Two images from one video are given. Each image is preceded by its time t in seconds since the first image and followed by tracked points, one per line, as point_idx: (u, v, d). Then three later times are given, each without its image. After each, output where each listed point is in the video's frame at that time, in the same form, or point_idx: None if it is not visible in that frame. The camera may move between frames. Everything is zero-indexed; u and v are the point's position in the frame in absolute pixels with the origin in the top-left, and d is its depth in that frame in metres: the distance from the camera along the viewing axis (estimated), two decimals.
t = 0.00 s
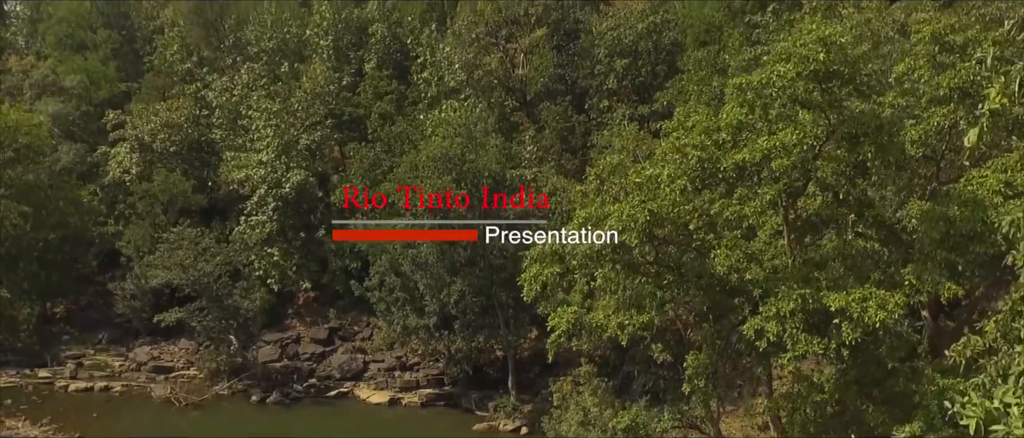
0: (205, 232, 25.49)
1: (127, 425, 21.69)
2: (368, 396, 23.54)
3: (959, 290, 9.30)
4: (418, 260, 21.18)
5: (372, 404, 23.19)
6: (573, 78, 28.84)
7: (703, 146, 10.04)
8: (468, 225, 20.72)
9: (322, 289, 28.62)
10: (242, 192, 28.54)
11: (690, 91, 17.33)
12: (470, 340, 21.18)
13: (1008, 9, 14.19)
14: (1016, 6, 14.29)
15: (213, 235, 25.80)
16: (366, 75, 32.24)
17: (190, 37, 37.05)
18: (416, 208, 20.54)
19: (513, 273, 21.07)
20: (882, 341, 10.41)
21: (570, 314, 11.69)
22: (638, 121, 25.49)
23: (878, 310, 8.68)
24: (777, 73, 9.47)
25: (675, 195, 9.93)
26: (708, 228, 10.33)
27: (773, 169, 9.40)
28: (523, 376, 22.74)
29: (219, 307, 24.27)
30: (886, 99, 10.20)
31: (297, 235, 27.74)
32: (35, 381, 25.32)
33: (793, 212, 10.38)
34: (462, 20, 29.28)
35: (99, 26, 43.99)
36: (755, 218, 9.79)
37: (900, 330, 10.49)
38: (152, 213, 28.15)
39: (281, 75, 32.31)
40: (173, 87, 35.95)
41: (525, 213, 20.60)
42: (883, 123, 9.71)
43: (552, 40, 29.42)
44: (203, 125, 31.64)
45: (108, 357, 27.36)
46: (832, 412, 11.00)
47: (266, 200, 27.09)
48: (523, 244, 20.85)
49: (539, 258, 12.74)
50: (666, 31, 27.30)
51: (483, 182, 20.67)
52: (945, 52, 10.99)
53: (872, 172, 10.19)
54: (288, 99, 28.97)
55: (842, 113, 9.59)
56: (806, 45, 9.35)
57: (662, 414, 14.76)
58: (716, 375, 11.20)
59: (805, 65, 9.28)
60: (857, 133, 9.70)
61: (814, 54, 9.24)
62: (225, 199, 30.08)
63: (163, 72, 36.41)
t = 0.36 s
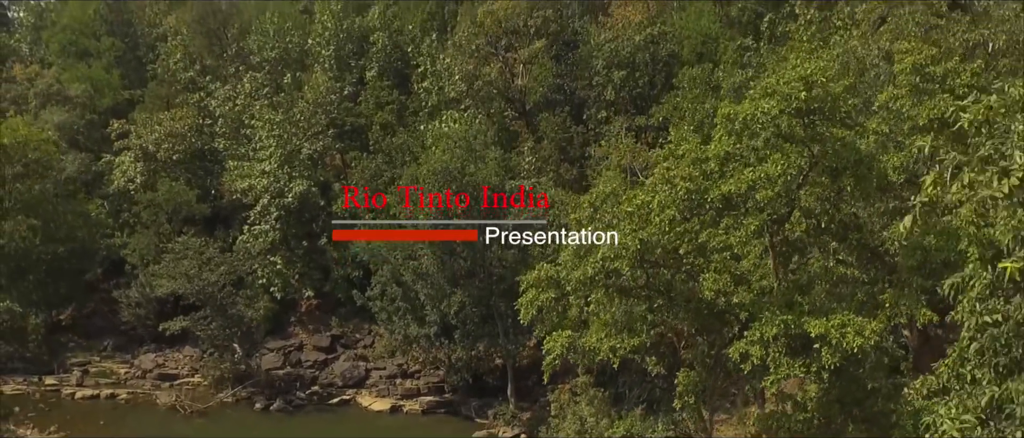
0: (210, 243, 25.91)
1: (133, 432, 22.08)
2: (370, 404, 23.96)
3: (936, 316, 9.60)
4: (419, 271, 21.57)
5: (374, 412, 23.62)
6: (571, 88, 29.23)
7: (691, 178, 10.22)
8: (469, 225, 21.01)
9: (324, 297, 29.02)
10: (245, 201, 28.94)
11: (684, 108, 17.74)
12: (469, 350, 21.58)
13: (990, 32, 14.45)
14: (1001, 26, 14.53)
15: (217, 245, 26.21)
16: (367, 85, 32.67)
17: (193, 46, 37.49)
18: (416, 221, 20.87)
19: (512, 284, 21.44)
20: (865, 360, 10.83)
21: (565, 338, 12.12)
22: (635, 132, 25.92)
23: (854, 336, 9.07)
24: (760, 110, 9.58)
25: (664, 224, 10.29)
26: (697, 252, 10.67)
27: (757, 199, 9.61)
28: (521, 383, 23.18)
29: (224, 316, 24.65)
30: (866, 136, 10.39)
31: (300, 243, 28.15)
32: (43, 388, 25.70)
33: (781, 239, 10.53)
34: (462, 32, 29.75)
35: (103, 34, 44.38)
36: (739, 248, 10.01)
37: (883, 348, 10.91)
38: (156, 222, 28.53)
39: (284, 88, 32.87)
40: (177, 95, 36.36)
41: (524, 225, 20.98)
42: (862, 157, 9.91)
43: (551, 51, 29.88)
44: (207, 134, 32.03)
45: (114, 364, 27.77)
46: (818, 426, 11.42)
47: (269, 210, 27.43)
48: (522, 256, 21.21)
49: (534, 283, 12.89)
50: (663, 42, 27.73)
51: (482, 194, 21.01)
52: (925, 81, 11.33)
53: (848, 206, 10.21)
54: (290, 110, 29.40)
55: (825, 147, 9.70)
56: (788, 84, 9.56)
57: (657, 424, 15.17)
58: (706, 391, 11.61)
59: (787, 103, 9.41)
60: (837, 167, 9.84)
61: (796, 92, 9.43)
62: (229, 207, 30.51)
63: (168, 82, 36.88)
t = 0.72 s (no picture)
0: (216, 255, 26.47)
1: None
2: (372, 413, 24.49)
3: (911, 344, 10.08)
4: (421, 284, 22.05)
5: (376, 421, 24.12)
6: (570, 101, 29.75)
7: (678, 212, 10.64)
8: (469, 226, 21.30)
9: (327, 307, 29.57)
10: (249, 212, 29.47)
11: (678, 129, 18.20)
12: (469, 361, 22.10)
13: (971, 61, 14.70)
14: (983, 54, 14.78)
15: (223, 257, 26.77)
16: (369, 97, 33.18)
17: (196, 57, 37.94)
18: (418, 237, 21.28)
19: (512, 298, 21.88)
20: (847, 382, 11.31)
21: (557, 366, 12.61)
22: (632, 145, 26.46)
23: (831, 365, 9.54)
24: (743, 152, 9.95)
25: (652, 256, 10.69)
26: (685, 283, 11.03)
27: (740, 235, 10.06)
28: (520, 393, 23.69)
29: (229, 327, 25.12)
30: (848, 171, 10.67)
31: (303, 254, 28.66)
32: (52, 396, 26.16)
33: (765, 268, 10.95)
34: (462, 46, 30.06)
35: (108, 43, 44.86)
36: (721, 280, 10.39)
37: (863, 370, 11.41)
38: (163, 233, 28.93)
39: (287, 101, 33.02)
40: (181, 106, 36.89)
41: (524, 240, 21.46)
42: (842, 193, 10.21)
43: (551, 63, 30.40)
44: (211, 146, 32.55)
45: (121, 372, 28.29)
46: None
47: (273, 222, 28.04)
48: (521, 270, 21.65)
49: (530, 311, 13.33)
50: (660, 56, 28.23)
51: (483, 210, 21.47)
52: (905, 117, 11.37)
53: (828, 238, 10.43)
54: (293, 122, 29.88)
55: (804, 185, 10.08)
56: (769, 128, 9.85)
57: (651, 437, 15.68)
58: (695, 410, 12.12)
59: (766, 147, 9.76)
60: (816, 205, 10.17)
61: (776, 136, 9.74)
62: (234, 218, 31.05)
63: (172, 93, 37.38)
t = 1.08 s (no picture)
0: (221, 264, 26.87)
1: None
2: (375, 419, 24.89)
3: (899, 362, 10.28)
4: (422, 295, 22.45)
5: (379, 428, 24.51)
6: (570, 110, 30.23)
7: (669, 239, 11.01)
8: (469, 226, 21.52)
9: (330, 315, 30.08)
10: (254, 221, 29.91)
11: (673, 145, 18.64)
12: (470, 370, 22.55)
13: (957, 84, 14.86)
14: (968, 78, 14.94)
15: (227, 267, 27.16)
16: (371, 106, 33.64)
17: (200, 65, 38.36)
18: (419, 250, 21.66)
19: (511, 309, 22.22)
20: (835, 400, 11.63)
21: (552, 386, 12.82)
22: (630, 156, 26.90)
23: (815, 385, 9.82)
24: (730, 182, 10.26)
25: (645, 281, 11.07)
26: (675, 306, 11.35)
27: (728, 260, 10.38)
28: (520, 400, 24.08)
29: (234, 335, 25.40)
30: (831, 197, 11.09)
31: (306, 262, 29.08)
32: (58, 403, 26.54)
33: (753, 290, 11.27)
34: (463, 56, 30.50)
35: (112, 51, 45.34)
36: (710, 305, 10.78)
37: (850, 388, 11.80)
38: (167, 242, 29.37)
39: (290, 110, 33.41)
40: (185, 114, 37.33)
41: (523, 252, 21.85)
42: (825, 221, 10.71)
43: (551, 73, 30.84)
44: (215, 155, 32.97)
45: (127, 379, 28.73)
46: None
47: (276, 231, 28.38)
48: (520, 281, 22.03)
49: (526, 331, 13.62)
50: (658, 67, 28.65)
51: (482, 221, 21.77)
52: (888, 144, 11.42)
53: (813, 262, 10.89)
54: (297, 132, 30.32)
55: (789, 214, 10.45)
56: (755, 159, 10.20)
57: None
58: (687, 424, 12.52)
59: (752, 177, 10.08)
60: (800, 233, 10.67)
61: (762, 167, 10.08)
62: (238, 226, 31.51)
63: (177, 101, 37.81)
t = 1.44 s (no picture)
0: (227, 276, 27.43)
1: None
2: (378, 427, 25.40)
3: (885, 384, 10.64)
4: (424, 308, 23.00)
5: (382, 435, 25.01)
6: (570, 122, 30.79)
7: (659, 269, 11.48)
8: (469, 226, 21.77)
9: (334, 324, 30.76)
10: (259, 231, 30.47)
11: (669, 164, 19.16)
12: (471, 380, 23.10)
13: (940, 110, 15.02)
14: (952, 105, 15.07)
15: (233, 278, 27.71)
16: (374, 118, 34.23)
17: (204, 75, 38.89)
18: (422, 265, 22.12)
19: (512, 322, 22.65)
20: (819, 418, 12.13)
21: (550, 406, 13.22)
22: (627, 168, 27.46)
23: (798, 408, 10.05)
24: (717, 217, 10.81)
25: (637, 309, 11.55)
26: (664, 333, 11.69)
27: (715, 290, 10.81)
28: (520, 409, 24.60)
29: (240, 346, 25.75)
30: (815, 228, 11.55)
31: (311, 272, 29.66)
32: (68, 411, 27.06)
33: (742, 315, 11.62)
34: (464, 69, 31.00)
35: (118, 59, 45.96)
36: (700, 331, 11.16)
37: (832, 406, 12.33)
38: (174, 252, 29.93)
39: (294, 122, 34.01)
40: (191, 124, 37.93)
41: (522, 267, 22.30)
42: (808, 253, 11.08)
43: (550, 86, 31.36)
44: (221, 165, 33.54)
45: (135, 387, 29.30)
46: None
47: (281, 243, 28.95)
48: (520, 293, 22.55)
49: (523, 354, 14.04)
50: (656, 81, 29.15)
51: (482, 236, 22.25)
52: (871, 174, 11.95)
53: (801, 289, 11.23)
54: (301, 144, 30.91)
55: (773, 245, 10.91)
56: (740, 195, 10.67)
57: None
58: None
59: (738, 212, 10.58)
60: (783, 264, 10.92)
61: (746, 202, 10.56)
62: (243, 237, 32.13)
63: (182, 112, 38.39)
